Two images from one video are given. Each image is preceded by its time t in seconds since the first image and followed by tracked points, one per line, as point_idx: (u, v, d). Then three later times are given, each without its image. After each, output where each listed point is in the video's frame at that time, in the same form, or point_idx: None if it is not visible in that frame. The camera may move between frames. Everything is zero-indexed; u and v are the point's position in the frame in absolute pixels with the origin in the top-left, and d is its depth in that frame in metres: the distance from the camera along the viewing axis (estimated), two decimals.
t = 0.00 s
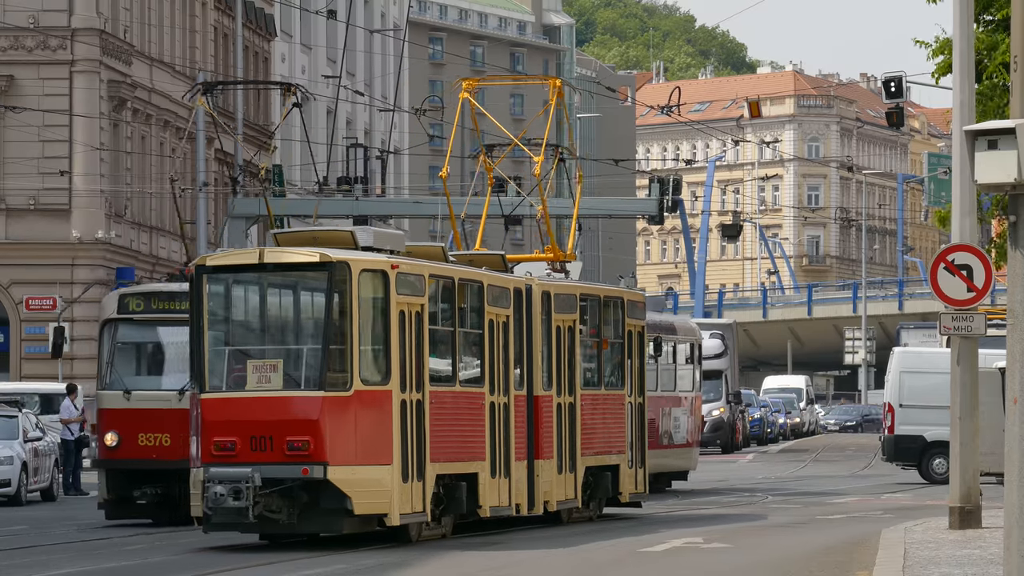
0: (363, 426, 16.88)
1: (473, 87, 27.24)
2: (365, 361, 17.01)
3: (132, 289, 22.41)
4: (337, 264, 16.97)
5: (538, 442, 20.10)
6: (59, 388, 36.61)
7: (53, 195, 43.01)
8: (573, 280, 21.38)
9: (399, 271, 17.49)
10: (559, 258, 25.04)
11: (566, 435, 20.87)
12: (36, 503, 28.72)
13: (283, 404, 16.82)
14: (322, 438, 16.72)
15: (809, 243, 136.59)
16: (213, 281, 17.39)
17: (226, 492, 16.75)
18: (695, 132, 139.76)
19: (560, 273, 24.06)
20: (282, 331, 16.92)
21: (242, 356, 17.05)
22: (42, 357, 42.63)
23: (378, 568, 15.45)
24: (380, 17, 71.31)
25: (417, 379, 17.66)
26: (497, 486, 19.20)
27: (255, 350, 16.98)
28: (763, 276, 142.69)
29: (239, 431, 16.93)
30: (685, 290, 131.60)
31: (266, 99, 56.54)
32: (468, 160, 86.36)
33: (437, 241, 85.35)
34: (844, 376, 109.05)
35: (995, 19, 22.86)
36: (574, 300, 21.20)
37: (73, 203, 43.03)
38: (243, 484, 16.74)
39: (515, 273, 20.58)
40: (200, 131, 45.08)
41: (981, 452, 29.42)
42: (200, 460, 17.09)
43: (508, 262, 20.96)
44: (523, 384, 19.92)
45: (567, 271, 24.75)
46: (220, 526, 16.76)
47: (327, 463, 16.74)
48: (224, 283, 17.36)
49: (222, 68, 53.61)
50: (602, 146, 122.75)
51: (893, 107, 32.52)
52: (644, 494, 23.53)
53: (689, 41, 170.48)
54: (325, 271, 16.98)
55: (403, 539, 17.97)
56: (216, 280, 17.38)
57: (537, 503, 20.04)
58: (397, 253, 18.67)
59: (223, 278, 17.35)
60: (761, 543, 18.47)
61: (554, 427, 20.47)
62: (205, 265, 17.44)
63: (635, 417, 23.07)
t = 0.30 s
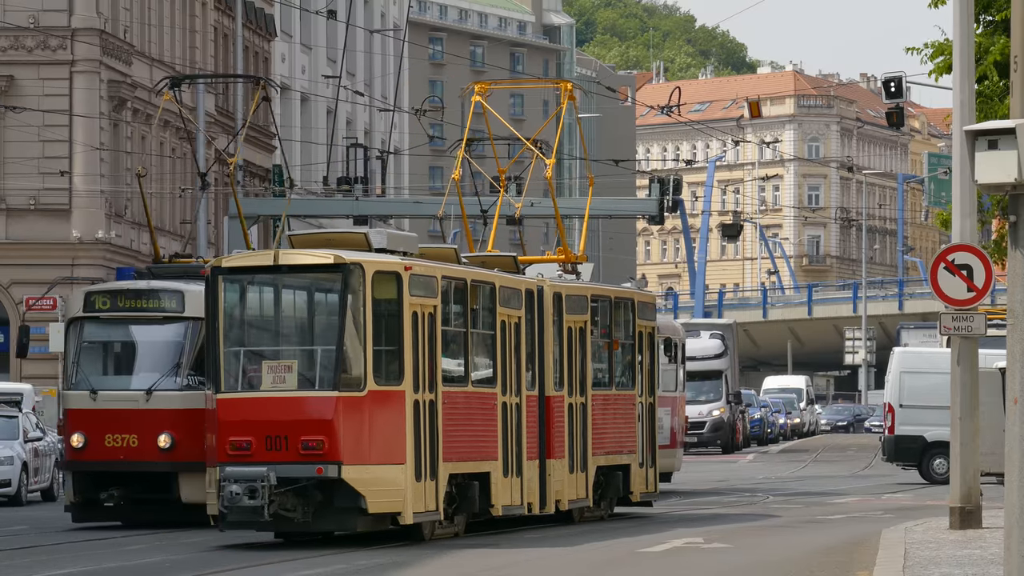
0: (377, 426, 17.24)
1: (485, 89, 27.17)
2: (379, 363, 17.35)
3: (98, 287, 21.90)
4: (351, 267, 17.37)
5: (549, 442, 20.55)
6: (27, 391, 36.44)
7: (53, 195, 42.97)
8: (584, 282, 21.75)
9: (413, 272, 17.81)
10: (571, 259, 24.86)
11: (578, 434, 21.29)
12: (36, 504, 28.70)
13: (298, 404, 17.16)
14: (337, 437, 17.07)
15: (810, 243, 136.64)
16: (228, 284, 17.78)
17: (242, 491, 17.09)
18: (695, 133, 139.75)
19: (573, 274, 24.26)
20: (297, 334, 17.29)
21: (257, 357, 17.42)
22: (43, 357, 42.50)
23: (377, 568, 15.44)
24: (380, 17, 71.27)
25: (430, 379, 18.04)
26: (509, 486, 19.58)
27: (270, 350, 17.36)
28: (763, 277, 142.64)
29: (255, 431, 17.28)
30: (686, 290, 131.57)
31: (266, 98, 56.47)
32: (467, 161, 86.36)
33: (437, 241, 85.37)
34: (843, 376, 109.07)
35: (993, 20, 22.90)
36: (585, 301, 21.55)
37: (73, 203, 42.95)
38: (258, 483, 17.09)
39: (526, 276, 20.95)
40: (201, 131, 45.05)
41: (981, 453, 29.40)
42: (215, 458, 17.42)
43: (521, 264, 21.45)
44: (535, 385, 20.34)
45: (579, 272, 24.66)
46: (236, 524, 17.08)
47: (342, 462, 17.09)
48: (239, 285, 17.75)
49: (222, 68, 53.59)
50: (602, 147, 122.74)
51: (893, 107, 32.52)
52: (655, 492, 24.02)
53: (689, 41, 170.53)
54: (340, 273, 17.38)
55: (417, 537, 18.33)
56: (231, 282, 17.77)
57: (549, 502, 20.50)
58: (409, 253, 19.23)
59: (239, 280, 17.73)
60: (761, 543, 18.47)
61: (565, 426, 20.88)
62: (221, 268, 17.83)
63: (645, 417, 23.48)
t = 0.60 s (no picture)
0: (391, 425, 17.59)
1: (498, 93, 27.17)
2: (393, 363, 17.70)
3: (64, 283, 21.45)
4: (365, 267, 17.65)
5: (560, 441, 20.86)
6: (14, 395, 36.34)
7: (53, 194, 42.94)
8: (596, 283, 22.14)
9: (426, 273, 18.11)
10: (583, 261, 25.03)
11: (589, 433, 21.70)
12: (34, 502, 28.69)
13: (312, 404, 17.50)
14: (351, 436, 17.43)
15: (810, 243, 136.66)
16: (244, 285, 18.00)
17: (257, 489, 17.44)
18: (695, 132, 139.74)
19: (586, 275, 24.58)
20: (312, 334, 17.58)
21: (272, 358, 17.71)
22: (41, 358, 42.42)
23: (376, 568, 15.42)
24: (380, 17, 71.23)
25: (444, 379, 18.37)
26: (521, 484, 19.92)
27: (285, 351, 17.66)
28: (763, 276, 142.64)
29: (270, 430, 17.62)
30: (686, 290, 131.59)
31: (266, 97, 56.41)
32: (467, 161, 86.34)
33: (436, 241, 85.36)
34: (843, 376, 109.07)
35: (993, 20, 22.92)
36: (596, 302, 21.93)
37: (74, 202, 42.92)
38: (274, 481, 17.44)
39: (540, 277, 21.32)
40: (201, 131, 45.02)
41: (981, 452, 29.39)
42: (231, 457, 17.76)
43: (533, 265, 21.72)
44: (547, 385, 20.70)
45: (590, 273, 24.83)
46: (251, 522, 17.45)
47: (356, 460, 17.45)
48: (254, 285, 17.98)
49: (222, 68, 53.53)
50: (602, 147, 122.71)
51: (893, 107, 32.51)
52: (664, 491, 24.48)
53: (689, 41, 170.52)
54: (353, 274, 17.66)
55: (430, 535, 18.65)
56: (247, 282, 17.99)
57: (561, 501, 20.86)
58: (423, 255, 19.79)
59: (254, 280, 17.97)
60: (761, 543, 18.45)
61: (577, 426, 21.27)
62: (237, 268, 18.04)
63: (655, 417, 24.01)
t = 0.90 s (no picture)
0: (404, 425, 17.75)
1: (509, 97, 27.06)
2: (406, 363, 17.86)
3: (30, 279, 20.45)
4: (378, 270, 17.82)
5: (572, 441, 21.00)
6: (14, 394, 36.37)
7: (53, 195, 42.84)
8: (607, 285, 22.32)
9: (439, 275, 18.29)
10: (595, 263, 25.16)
11: (600, 433, 21.85)
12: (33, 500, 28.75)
13: (326, 404, 17.69)
14: (365, 436, 17.60)
15: (810, 244, 136.79)
16: (259, 287, 18.26)
17: (272, 488, 17.63)
18: (695, 132, 139.83)
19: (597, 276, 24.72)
20: (327, 334, 17.75)
21: (287, 359, 17.92)
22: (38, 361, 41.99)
23: (376, 568, 15.43)
24: (380, 17, 71.34)
25: (456, 380, 18.54)
26: (533, 483, 20.07)
27: (299, 352, 17.85)
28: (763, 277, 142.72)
29: (285, 430, 17.83)
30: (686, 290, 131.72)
31: (266, 97, 56.44)
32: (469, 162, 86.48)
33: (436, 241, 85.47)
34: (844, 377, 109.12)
35: (994, 20, 22.91)
36: (607, 303, 22.12)
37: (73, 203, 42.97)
38: (288, 481, 17.61)
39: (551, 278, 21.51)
40: (201, 131, 45.04)
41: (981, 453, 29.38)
42: (247, 457, 17.97)
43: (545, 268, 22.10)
44: (559, 385, 20.88)
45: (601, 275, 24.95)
46: (266, 521, 17.62)
47: (370, 460, 17.62)
48: (269, 289, 18.24)
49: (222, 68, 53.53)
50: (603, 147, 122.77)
51: (893, 107, 32.50)
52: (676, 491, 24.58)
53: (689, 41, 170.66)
54: (367, 276, 17.83)
55: (442, 534, 18.82)
56: (262, 284, 18.25)
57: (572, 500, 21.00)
58: (436, 257, 19.85)
59: (268, 283, 18.24)
60: (762, 543, 18.46)
61: (588, 427, 21.42)
62: (252, 271, 18.29)
63: (667, 417, 24.15)
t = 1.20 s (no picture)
0: (417, 424, 18.06)
1: (522, 100, 27.11)
2: (419, 363, 18.15)
3: None
4: (391, 272, 18.14)
5: (583, 441, 21.29)
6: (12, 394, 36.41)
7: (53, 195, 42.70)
8: (618, 286, 22.64)
9: (452, 277, 18.58)
10: (604, 265, 25.34)
11: (611, 432, 22.16)
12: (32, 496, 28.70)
13: (340, 405, 18.02)
14: (378, 436, 17.94)
15: (809, 244, 136.84)
16: (274, 288, 18.59)
17: (287, 487, 17.95)
18: (694, 133, 139.88)
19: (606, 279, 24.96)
20: (339, 335, 18.07)
21: (301, 360, 18.22)
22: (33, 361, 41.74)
23: (376, 568, 15.44)
24: (380, 17, 71.34)
25: (469, 380, 18.82)
26: (545, 482, 20.32)
27: (313, 353, 18.16)
28: (763, 277, 142.74)
29: (300, 430, 18.16)
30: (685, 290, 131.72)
31: (266, 97, 56.39)
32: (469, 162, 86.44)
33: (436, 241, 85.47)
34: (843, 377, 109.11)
35: (994, 19, 22.93)
36: (618, 304, 22.43)
37: (73, 204, 42.58)
38: (303, 480, 17.94)
39: (562, 279, 21.83)
40: (200, 130, 45.22)
41: (981, 452, 29.38)
42: (262, 456, 18.31)
43: (556, 268, 22.20)
44: (570, 386, 21.17)
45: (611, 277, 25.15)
46: (280, 520, 17.96)
47: (383, 460, 17.95)
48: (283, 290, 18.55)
49: (221, 67, 53.50)
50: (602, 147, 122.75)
51: (893, 107, 32.49)
52: (687, 490, 24.87)
53: (688, 41, 170.70)
54: (380, 278, 18.15)
55: (455, 532, 19.13)
56: (277, 286, 18.58)
57: (584, 499, 21.26)
58: (449, 259, 19.97)
59: (283, 285, 18.55)
60: (762, 543, 18.48)
61: (598, 427, 21.72)
62: (267, 272, 18.66)
63: (678, 417, 24.43)
